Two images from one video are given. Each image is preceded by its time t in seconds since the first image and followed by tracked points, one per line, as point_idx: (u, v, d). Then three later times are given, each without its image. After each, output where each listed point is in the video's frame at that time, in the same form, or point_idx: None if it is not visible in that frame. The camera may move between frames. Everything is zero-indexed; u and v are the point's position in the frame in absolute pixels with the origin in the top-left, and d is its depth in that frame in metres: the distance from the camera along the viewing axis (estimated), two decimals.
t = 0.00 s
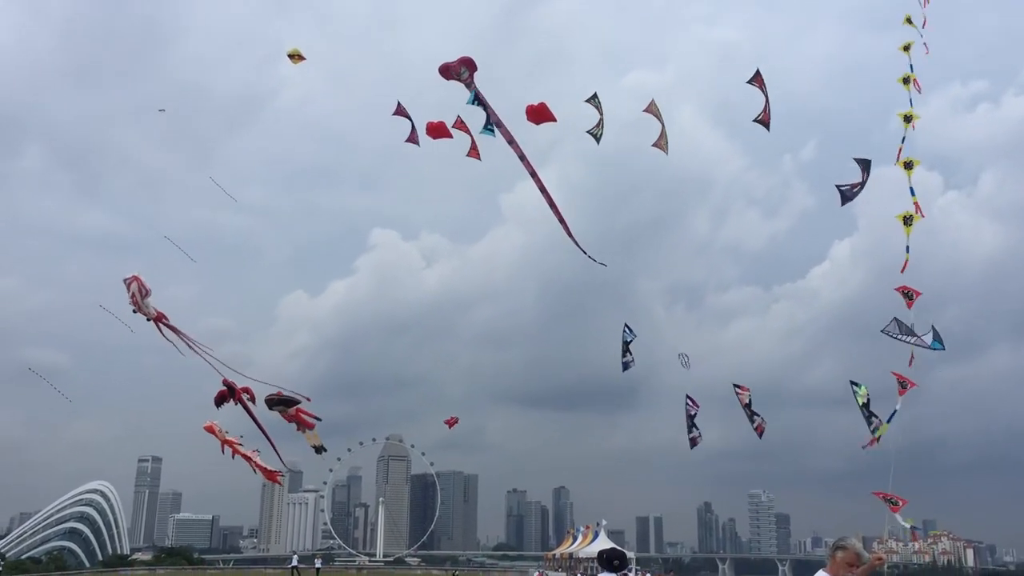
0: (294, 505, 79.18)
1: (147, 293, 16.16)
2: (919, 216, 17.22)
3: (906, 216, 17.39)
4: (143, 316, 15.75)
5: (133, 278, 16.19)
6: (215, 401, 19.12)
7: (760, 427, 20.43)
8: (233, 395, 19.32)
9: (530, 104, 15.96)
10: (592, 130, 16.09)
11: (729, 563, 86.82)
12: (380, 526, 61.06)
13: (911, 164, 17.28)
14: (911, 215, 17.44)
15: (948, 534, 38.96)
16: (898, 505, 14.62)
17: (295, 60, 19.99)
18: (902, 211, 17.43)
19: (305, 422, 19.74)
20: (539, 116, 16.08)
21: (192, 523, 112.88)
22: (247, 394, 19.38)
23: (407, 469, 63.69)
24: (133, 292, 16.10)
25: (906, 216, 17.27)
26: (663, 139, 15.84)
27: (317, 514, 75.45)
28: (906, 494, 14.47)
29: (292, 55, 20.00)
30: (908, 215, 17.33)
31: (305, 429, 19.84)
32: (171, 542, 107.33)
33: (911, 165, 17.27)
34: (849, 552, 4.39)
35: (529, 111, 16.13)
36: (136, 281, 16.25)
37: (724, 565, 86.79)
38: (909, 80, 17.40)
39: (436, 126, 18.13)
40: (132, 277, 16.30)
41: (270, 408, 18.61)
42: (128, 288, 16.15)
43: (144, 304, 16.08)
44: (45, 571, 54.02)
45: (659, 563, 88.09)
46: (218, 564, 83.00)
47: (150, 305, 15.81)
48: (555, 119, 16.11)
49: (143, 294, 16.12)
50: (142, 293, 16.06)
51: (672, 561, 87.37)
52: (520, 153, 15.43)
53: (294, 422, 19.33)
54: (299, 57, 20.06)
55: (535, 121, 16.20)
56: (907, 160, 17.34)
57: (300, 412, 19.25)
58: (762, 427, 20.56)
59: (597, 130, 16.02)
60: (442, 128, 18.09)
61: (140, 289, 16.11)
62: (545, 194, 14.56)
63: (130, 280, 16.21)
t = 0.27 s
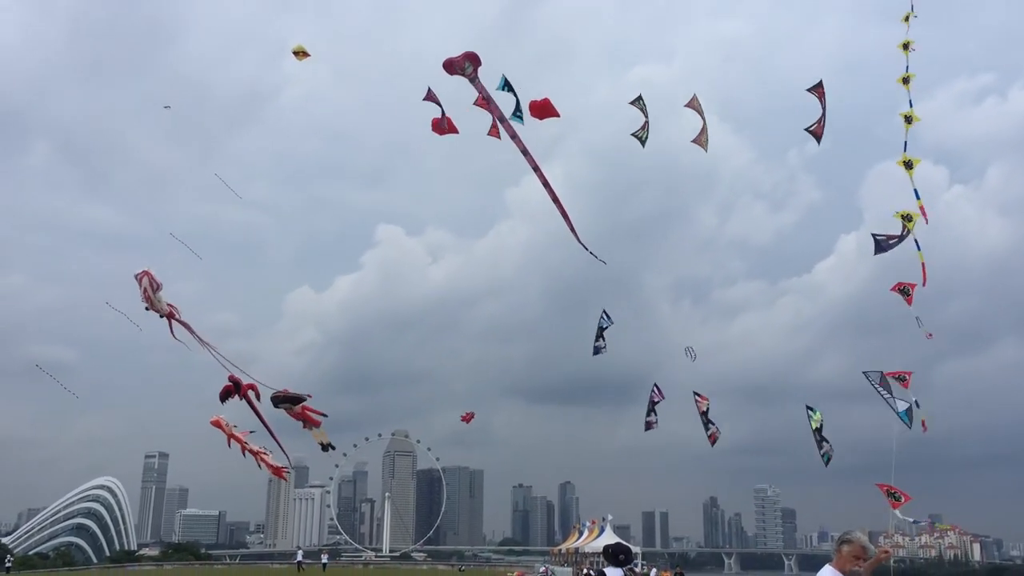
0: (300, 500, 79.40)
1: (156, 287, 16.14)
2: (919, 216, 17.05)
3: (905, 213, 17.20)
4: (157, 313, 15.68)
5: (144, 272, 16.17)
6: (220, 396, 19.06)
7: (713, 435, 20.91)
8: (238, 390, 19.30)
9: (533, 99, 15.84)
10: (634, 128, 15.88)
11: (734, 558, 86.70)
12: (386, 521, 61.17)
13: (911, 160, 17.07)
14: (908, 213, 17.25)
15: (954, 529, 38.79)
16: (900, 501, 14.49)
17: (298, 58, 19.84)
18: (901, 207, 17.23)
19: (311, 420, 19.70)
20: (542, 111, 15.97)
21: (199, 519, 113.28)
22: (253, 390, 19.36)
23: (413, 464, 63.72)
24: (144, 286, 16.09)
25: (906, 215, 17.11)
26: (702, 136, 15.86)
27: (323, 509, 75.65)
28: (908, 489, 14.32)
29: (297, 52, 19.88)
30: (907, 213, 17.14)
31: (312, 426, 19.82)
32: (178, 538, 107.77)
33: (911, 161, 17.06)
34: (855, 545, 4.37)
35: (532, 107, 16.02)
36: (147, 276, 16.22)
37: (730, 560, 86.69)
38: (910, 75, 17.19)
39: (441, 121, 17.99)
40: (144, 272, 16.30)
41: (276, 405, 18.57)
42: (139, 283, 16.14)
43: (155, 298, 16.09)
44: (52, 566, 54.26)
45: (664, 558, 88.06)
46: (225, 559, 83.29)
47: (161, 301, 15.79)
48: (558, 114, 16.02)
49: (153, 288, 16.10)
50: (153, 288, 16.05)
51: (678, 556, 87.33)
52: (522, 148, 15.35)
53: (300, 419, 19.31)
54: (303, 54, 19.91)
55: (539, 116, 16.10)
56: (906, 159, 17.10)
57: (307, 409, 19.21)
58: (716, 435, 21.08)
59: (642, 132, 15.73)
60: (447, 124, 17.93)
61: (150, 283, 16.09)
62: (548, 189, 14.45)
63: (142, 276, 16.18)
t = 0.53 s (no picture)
0: (307, 498, 79.54)
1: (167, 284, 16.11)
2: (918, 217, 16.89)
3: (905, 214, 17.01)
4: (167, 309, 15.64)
5: (153, 269, 16.16)
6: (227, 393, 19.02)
7: (670, 436, 21.36)
8: (244, 387, 19.31)
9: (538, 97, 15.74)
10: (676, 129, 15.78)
11: (741, 555, 86.56)
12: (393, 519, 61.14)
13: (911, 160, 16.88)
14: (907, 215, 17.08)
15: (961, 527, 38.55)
16: (904, 499, 14.33)
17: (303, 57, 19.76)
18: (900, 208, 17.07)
19: (318, 420, 19.67)
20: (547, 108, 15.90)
21: (206, 516, 113.67)
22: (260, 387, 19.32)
23: (420, 462, 63.79)
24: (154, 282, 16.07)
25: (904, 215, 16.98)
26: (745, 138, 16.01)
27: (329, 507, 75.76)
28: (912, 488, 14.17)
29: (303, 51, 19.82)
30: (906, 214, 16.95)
31: (318, 426, 19.79)
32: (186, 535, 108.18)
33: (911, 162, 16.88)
34: (861, 542, 4.32)
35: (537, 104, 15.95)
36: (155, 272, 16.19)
37: (736, 557, 86.59)
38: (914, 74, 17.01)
39: (447, 120, 17.92)
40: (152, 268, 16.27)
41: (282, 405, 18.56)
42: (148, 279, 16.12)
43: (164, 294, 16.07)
44: (60, 564, 54.43)
45: (671, 555, 87.96)
46: (232, 557, 83.49)
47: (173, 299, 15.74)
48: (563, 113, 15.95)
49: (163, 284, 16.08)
50: (163, 284, 16.03)
51: (684, 553, 87.24)
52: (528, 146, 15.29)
53: (306, 419, 19.27)
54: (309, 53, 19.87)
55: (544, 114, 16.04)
56: (907, 158, 16.98)
57: (312, 409, 19.17)
58: (674, 435, 21.66)
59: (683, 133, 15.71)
60: (454, 122, 17.86)
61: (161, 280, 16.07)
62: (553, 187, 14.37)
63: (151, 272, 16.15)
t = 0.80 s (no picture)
0: (314, 497, 79.71)
1: (174, 281, 16.06)
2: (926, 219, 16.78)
3: (914, 214, 16.85)
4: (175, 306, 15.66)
5: (159, 267, 16.18)
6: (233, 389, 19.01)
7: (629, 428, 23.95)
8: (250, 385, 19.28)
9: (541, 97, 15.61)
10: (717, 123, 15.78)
11: (747, 554, 86.38)
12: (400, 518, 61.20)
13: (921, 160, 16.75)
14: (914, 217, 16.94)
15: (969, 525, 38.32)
16: (910, 496, 14.32)
17: (309, 58, 19.83)
18: (909, 208, 16.94)
19: (324, 421, 19.65)
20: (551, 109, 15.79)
21: (214, 516, 113.98)
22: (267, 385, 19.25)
23: (426, 461, 63.84)
24: (160, 280, 16.06)
25: (911, 216, 16.87)
26: (790, 158, 16.06)
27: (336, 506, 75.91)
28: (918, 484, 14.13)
29: (308, 52, 19.82)
30: (914, 216, 16.81)
31: (324, 426, 19.77)
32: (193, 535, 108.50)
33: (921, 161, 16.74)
34: (869, 542, 4.27)
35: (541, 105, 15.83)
36: (160, 270, 16.17)
37: (743, 556, 86.40)
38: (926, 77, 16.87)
39: (453, 119, 17.91)
40: (157, 265, 16.27)
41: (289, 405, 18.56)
42: (154, 277, 16.15)
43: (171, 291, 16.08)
44: (68, 564, 54.67)
45: (677, 555, 87.81)
46: (239, 557, 83.70)
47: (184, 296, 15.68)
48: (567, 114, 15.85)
49: (170, 281, 16.05)
50: (170, 281, 16.05)
51: (691, 552, 87.09)
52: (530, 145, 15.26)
53: (313, 419, 19.27)
54: (315, 55, 19.87)
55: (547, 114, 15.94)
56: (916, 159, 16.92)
57: (319, 410, 19.18)
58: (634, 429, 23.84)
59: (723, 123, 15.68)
60: (460, 123, 17.84)
61: (167, 277, 16.03)
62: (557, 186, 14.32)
63: (156, 270, 16.14)
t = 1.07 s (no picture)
0: (321, 498, 79.80)
1: (178, 279, 16.03)
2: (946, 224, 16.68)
3: (935, 221, 16.79)
4: (182, 303, 15.62)
5: (162, 266, 16.16)
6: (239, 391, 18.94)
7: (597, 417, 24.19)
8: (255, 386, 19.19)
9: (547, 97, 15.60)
10: (753, 120, 15.84)
11: (755, 554, 86.12)
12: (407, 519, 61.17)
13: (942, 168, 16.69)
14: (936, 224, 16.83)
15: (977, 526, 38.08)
16: (923, 501, 14.20)
17: (315, 59, 19.88)
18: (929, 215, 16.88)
19: (330, 423, 19.60)
20: (556, 110, 15.79)
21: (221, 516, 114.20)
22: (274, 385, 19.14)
23: (433, 462, 63.83)
24: (165, 280, 16.03)
25: (931, 222, 16.76)
26: (833, 187, 16.16)
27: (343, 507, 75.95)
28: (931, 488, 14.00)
29: (314, 54, 19.86)
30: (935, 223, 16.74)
31: (331, 429, 19.71)
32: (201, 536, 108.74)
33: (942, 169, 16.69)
34: (877, 543, 4.21)
35: (546, 105, 15.83)
36: (164, 270, 16.14)
37: (750, 557, 86.10)
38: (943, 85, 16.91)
39: (459, 120, 17.87)
40: (161, 266, 16.24)
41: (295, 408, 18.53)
42: (158, 277, 16.14)
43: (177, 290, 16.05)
44: (76, 565, 54.83)
45: (685, 555, 87.66)
46: (246, 557, 83.82)
47: (191, 295, 15.64)
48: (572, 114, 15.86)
49: (175, 280, 16.01)
50: (175, 280, 16.02)
51: (698, 552, 86.88)
52: (535, 144, 15.29)
53: (318, 422, 19.22)
54: (320, 56, 19.90)
55: (552, 115, 15.94)
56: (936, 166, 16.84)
57: (325, 413, 19.13)
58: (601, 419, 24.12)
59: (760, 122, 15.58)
60: (466, 124, 17.82)
61: (171, 276, 16.00)
62: (563, 188, 14.29)
63: (160, 270, 16.12)
